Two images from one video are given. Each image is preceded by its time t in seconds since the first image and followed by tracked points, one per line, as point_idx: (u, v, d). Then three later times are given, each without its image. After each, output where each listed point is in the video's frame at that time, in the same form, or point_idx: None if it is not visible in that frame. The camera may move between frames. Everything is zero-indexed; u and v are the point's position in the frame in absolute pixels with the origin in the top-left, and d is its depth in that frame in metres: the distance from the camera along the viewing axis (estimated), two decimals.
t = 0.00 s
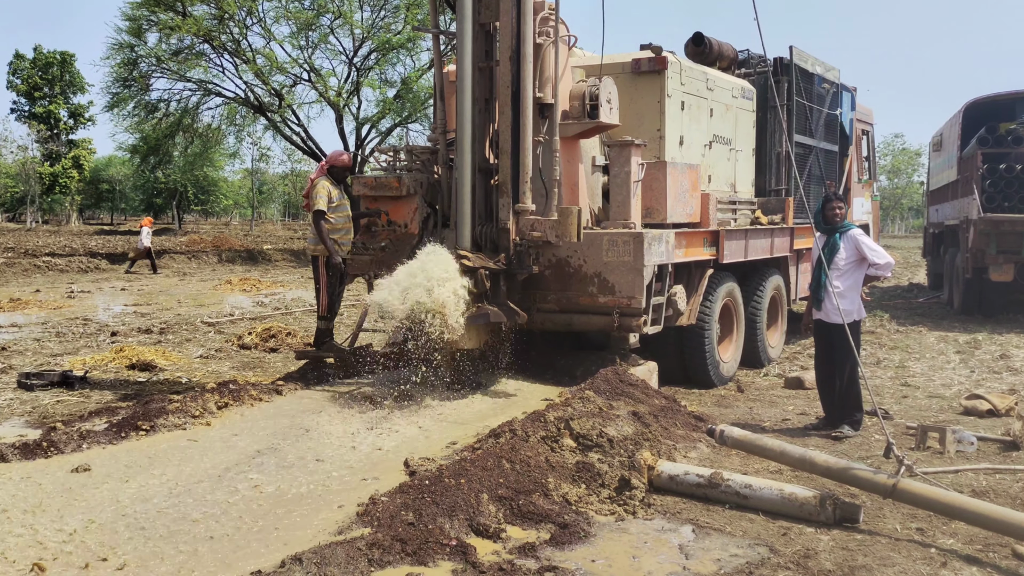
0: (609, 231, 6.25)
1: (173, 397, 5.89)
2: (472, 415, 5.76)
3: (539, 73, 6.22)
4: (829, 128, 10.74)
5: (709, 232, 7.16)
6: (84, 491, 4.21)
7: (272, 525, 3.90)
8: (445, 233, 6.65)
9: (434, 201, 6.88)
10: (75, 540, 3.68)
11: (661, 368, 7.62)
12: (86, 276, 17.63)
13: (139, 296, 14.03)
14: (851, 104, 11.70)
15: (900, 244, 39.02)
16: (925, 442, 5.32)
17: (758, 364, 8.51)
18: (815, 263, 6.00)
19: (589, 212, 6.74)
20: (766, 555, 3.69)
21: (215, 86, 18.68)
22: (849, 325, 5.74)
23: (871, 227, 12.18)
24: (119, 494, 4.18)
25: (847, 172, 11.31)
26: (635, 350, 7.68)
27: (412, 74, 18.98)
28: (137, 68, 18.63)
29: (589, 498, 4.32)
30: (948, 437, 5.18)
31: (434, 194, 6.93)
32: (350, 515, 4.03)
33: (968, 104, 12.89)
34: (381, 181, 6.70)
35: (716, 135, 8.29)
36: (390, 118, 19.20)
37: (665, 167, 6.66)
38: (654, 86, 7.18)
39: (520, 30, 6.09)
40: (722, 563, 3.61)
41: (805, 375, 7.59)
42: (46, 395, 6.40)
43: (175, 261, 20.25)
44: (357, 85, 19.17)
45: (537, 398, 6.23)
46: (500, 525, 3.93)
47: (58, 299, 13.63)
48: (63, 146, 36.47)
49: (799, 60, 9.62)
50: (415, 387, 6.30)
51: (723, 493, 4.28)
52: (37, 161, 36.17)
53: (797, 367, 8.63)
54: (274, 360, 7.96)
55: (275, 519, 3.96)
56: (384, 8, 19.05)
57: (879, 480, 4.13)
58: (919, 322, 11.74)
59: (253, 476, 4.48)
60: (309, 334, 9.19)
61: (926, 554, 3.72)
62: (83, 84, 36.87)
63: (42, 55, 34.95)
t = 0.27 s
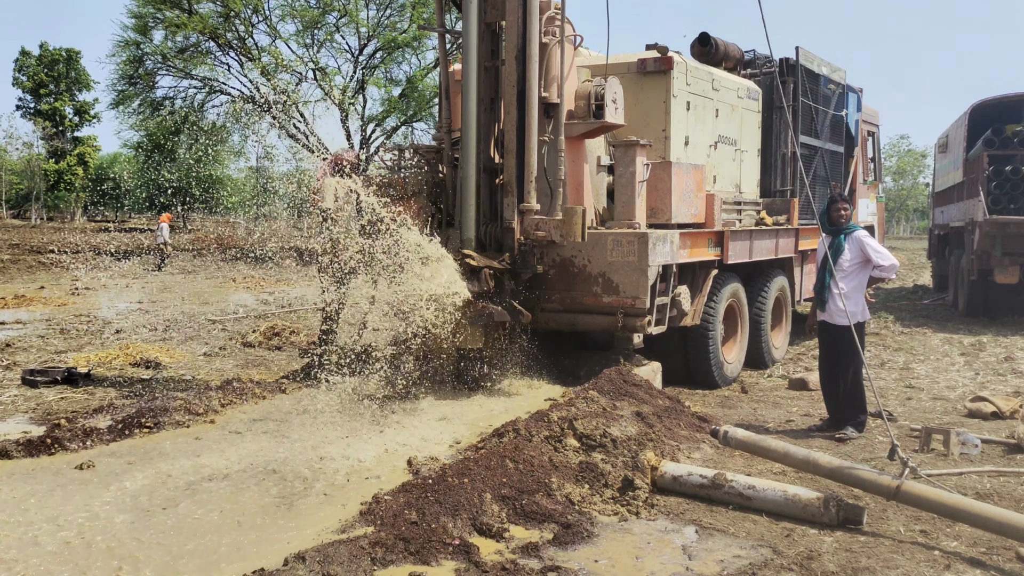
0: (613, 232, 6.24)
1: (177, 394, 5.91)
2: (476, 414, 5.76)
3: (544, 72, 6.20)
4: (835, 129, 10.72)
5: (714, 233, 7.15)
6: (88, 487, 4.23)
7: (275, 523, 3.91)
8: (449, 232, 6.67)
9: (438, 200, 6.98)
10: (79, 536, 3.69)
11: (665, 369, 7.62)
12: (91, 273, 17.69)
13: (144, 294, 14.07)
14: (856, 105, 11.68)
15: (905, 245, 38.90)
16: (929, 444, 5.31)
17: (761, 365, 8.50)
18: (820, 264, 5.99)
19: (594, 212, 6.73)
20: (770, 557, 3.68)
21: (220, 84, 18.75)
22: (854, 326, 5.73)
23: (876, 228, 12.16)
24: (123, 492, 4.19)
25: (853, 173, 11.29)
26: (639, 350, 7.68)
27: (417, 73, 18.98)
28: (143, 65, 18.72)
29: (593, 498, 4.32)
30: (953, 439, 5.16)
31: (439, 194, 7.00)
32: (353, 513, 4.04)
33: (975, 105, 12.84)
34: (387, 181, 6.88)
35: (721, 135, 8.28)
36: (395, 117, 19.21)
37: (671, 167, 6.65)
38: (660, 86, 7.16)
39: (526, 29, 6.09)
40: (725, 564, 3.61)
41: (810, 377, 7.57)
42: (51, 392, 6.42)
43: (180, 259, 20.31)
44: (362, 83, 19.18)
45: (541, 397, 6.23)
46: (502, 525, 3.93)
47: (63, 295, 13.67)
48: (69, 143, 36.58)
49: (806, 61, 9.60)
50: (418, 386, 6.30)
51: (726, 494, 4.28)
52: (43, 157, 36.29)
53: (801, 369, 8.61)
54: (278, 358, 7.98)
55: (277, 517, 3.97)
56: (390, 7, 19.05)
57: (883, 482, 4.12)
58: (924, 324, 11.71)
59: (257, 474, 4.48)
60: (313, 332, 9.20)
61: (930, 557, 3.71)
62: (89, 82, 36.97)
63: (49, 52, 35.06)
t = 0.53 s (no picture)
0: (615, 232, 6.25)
1: (179, 394, 5.92)
2: (477, 414, 5.77)
3: (547, 73, 6.21)
4: (837, 130, 10.71)
5: (716, 234, 7.16)
6: (91, 487, 4.24)
7: (277, 523, 3.93)
8: (452, 233, 6.66)
9: (441, 202, 6.76)
10: (82, 536, 3.70)
11: (667, 369, 7.62)
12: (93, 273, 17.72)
13: (146, 293, 14.10)
14: (859, 106, 11.67)
15: (908, 246, 38.86)
16: (931, 445, 5.31)
17: (763, 366, 8.51)
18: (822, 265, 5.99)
19: (596, 213, 6.73)
20: (771, 557, 3.69)
21: (223, 84, 18.78)
22: (855, 327, 5.73)
23: (878, 229, 12.16)
24: (126, 491, 4.21)
25: (855, 174, 11.29)
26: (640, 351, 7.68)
27: (419, 73, 19.01)
28: (146, 65, 18.74)
29: (594, 498, 4.33)
30: (955, 440, 5.16)
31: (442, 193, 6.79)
32: (354, 513, 4.05)
33: (978, 106, 12.82)
34: (389, 181, 6.74)
35: (723, 136, 8.28)
36: (398, 117, 19.22)
37: (673, 168, 6.65)
38: (662, 87, 7.17)
39: (529, 29, 6.09)
40: (726, 565, 3.61)
41: (811, 377, 7.58)
42: (53, 391, 6.44)
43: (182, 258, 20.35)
44: (365, 83, 19.20)
45: (542, 398, 6.23)
46: (504, 525, 3.94)
47: (66, 295, 13.70)
48: (71, 142, 36.66)
49: (808, 62, 9.60)
50: (420, 385, 6.31)
51: (728, 495, 4.28)
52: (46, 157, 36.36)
53: (802, 370, 8.61)
54: (280, 357, 7.99)
55: (279, 517, 3.98)
56: (393, 7, 19.07)
57: (884, 483, 4.12)
58: (926, 325, 11.70)
59: (259, 473, 4.50)
60: (316, 332, 9.22)
61: (931, 558, 3.72)
62: (92, 81, 37.02)
63: (52, 52, 35.12)
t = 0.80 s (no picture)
0: (615, 232, 6.25)
1: (179, 394, 5.92)
2: (477, 414, 5.77)
3: (547, 73, 6.22)
4: (837, 130, 10.71)
5: (716, 234, 7.16)
6: (91, 487, 4.24)
7: (277, 523, 3.93)
8: (451, 233, 6.65)
9: (441, 202, 6.75)
10: (82, 536, 3.70)
11: (667, 370, 7.62)
12: (93, 273, 17.71)
13: (146, 294, 14.09)
14: (858, 106, 11.68)
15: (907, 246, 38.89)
16: (930, 445, 5.31)
17: (763, 366, 8.51)
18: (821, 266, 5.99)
19: (596, 213, 6.74)
20: (771, 557, 3.69)
21: (223, 84, 18.76)
22: (855, 328, 5.73)
23: (878, 229, 12.17)
24: (126, 491, 4.21)
25: (855, 174, 11.29)
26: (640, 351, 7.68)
27: (419, 74, 19.03)
28: (146, 65, 18.72)
29: (594, 498, 4.33)
30: (955, 441, 5.16)
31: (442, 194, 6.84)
32: (355, 513, 4.05)
33: (978, 106, 12.83)
34: (388, 181, 6.76)
35: (723, 136, 8.28)
36: (398, 118, 19.23)
37: (673, 169, 6.66)
38: (662, 88, 7.17)
39: (529, 30, 6.10)
40: (726, 565, 3.62)
41: (811, 378, 7.58)
42: (53, 392, 6.44)
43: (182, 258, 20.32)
44: (364, 84, 19.21)
45: (542, 398, 6.24)
46: (504, 525, 3.95)
47: (65, 295, 13.69)
48: (71, 143, 36.64)
49: (808, 63, 9.60)
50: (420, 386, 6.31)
51: (728, 495, 4.29)
52: (45, 157, 36.36)
53: (802, 370, 8.62)
54: (280, 358, 8.00)
55: (279, 518, 3.98)
56: (393, 7, 19.07)
57: (884, 483, 4.12)
58: (926, 325, 11.71)
59: (259, 474, 4.50)
60: (315, 332, 9.22)
61: (931, 558, 3.72)
62: (92, 82, 37.00)
63: (52, 52, 35.10)
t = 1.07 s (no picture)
0: (616, 232, 6.25)
1: (179, 394, 5.93)
2: (477, 414, 5.78)
3: (547, 73, 6.22)
4: (838, 130, 10.72)
5: (716, 234, 7.16)
6: (92, 487, 4.24)
7: (277, 523, 3.93)
8: (452, 232, 6.64)
9: (441, 202, 6.77)
10: (83, 536, 3.70)
11: (667, 369, 7.62)
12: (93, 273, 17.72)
13: (146, 294, 14.08)
14: (858, 106, 11.67)
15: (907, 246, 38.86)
16: (930, 445, 5.31)
17: (763, 366, 8.51)
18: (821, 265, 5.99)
19: (596, 213, 6.74)
20: (771, 557, 3.70)
21: (223, 84, 18.76)
22: (855, 327, 5.73)
23: (878, 229, 12.16)
24: (126, 491, 4.21)
25: (855, 174, 11.30)
26: (640, 351, 7.68)
27: (419, 73, 19.04)
28: (146, 65, 18.71)
29: (594, 498, 4.33)
30: (954, 440, 5.16)
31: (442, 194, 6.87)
32: (354, 513, 4.05)
33: (978, 106, 12.83)
34: (388, 180, 6.76)
35: (723, 136, 8.28)
36: (398, 117, 19.22)
37: (673, 168, 6.65)
38: (662, 87, 7.17)
39: (529, 29, 6.09)
40: (726, 564, 3.62)
41: (811, 377, 7.58)
42: (54, 391, 6.44)
43: (182, 259, 20.31)
44: (365, 83, 19.21)
45: (542, 398, 6.24)
46: (504, 525, 3.95)
47: (66, 295, 13.69)
48: (71, 142, 36.64)
49: (808, 63, 9.60)
50: (419, 386, 6.31)
51: (728, 495, 4.29)
52: (46, 157, 36.37)
53: (802, 369, 8.62)
54: (280, 357, 8.00)
55: (279, 517, 3.98)
56: (393, 7, 19.07)
57: (884, 483, 4.13)
58: (926, 325, 11.70)
59: (259, 473, 4.50)
60: (316, 332, 9.23)
61: (931, 558, 3.72)
62: (92, 81, 36.99)
63: (52, 52, 35.07)
